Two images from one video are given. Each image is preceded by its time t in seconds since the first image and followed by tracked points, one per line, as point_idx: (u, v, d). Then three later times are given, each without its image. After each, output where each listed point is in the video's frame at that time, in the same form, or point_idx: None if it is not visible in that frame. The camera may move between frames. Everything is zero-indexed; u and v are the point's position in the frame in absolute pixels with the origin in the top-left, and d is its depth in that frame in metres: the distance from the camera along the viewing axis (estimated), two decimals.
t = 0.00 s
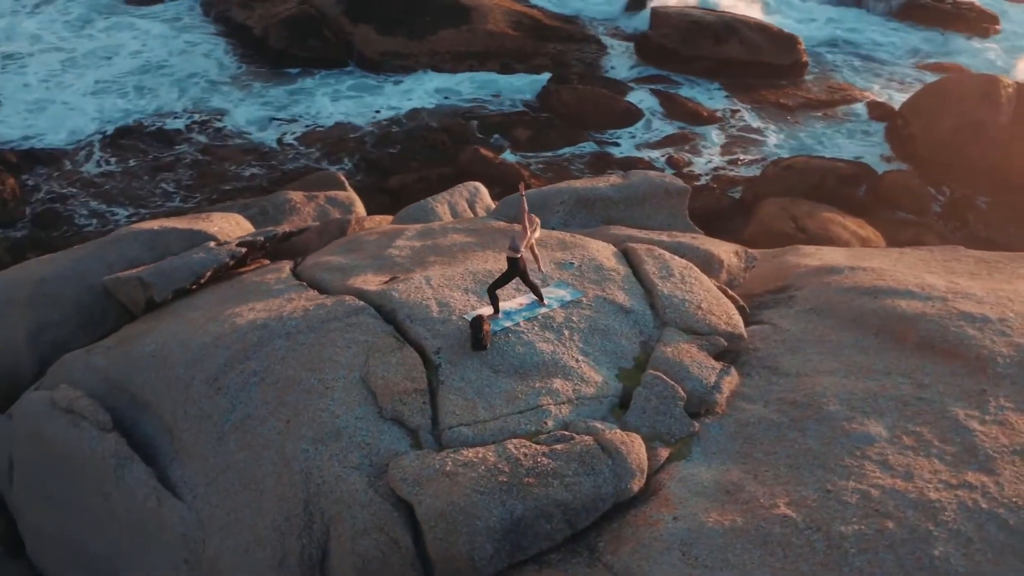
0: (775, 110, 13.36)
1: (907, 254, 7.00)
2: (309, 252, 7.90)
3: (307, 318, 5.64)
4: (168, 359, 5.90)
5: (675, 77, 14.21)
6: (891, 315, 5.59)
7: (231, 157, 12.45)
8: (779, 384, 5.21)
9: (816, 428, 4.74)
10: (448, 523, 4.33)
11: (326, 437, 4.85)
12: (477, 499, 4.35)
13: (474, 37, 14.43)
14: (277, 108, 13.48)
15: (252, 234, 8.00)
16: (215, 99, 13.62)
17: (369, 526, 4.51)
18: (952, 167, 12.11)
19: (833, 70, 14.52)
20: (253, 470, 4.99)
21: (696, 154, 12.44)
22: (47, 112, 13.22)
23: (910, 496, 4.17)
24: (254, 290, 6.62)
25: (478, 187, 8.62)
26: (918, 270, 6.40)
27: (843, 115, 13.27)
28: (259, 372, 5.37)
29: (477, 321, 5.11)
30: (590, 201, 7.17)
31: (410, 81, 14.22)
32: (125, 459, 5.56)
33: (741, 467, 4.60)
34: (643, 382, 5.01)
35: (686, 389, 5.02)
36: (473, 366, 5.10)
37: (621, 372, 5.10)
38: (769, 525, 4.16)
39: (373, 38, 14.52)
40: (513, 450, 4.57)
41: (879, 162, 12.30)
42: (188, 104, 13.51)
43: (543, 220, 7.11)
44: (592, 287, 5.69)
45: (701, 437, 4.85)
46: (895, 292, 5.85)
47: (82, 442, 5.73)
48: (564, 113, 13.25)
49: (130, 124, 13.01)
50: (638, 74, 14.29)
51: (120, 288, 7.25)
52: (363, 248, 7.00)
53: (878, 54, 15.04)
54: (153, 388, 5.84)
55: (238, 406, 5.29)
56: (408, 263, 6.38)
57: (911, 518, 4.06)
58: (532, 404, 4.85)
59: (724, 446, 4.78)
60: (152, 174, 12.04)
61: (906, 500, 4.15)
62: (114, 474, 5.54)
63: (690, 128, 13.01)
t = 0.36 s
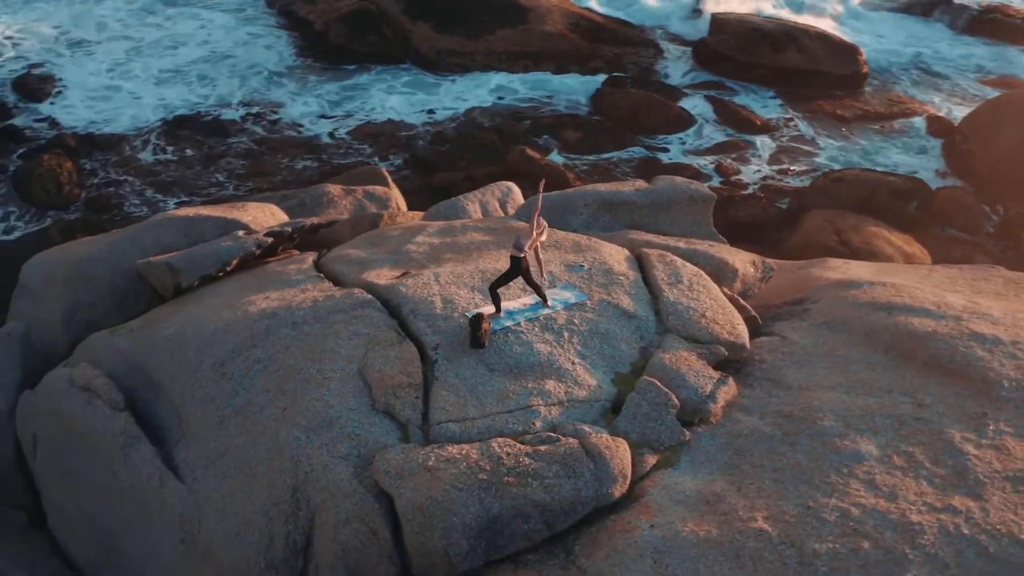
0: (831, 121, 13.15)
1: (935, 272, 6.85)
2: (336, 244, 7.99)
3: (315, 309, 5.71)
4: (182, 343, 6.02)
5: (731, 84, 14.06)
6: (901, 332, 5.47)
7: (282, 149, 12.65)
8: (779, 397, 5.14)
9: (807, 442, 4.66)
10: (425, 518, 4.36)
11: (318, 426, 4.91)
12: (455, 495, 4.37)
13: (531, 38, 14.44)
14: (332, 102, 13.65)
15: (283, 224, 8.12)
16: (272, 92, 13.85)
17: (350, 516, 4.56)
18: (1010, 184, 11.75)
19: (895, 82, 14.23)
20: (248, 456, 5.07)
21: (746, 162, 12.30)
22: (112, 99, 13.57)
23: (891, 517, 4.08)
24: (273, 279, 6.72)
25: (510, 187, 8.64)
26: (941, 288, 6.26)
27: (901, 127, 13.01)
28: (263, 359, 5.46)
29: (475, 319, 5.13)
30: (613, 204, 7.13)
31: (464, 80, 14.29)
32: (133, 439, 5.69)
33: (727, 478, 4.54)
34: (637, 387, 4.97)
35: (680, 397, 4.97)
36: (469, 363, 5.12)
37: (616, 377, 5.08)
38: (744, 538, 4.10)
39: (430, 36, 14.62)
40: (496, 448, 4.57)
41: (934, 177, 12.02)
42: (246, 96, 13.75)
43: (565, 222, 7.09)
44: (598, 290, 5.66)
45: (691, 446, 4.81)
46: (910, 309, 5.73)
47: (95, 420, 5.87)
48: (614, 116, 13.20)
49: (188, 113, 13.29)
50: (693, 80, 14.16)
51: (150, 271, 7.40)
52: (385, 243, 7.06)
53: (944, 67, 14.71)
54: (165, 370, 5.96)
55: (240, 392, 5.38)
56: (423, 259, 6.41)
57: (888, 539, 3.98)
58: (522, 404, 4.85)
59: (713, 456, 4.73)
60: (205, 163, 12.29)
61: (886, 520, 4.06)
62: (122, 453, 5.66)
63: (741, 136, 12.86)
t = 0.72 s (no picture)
0: (888, 134, 12.87)
1: (962, 291, 6.69)
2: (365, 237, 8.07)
3: (324, 300, 5.78)
4: (198, 328, 6.15)
5: (788, 93, 13.86)
6: (910, 350, 5.36)
7: (333, 143, 12.81)
8: (777, 411, 5.07)
9: (796, 457, 4.60)
10: (404, 511, 4.40)
11: (313, 415, 4.98)
12: (434, 490, 4.39)
13: (588, 40, 14.39)
14: (386, 98, 13.78)
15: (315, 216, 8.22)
16: (329, 86, 14.03)
17: (334, 506, 4.61)
18: None
19: (959, 96, 13.90)
20: (246, 441, 5.16)
21: (796, 172, 12.11)
22: (173, 88, 13.88)
23: (869, 537, 4.00)
24: (294, 270, 6.82)
25: (543, 187, 8.64)
26: (962, 308, 6.11)
27: (961, 142, 12.68)
28: (269, 347, 5.54)
29: (476, 318, 5.14)
30: (637, 209, 7.09)
31: (519, 80, 14.31)
32: (143, 419, 5.81)
33: (710, 489, 4.50)
34: (630, 393, 4.94)
35: (674, 405, 4.93)
36: (466, 361, 5.14)
37: (612, 381, 5.06)
38: (717, 550, 4.06)
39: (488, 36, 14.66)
40: (481, 446, 4.59)
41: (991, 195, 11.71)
42: (303, 89, 13.96)
43: (589, 225, 7.08)
44: (605, 294, 5.64)
45: (680, 455, 4.76)
46: (924, 327, 5.60)
47: (109, 398, 6.01)
48: (666, 121, 13.09)
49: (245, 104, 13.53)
50: (750, 88, 13.99)
51: (182, 257, 7.57)
52: (407, 238, 7.12)
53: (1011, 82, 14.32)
54: (180, 354, 6.09)
55: (245, 378, 5.47)
56: (440, 256, 6.45)
57: (862, 559, 3.90)
58: (514, 404, 4.86)
59: (702, 466, 4.68)
60: (258, 154, 12.50)
61: (863, 541, 3.98)
62: (132, 432, 5.79)
63: (794, 145, 12.66)
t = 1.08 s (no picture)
0: (940, 147, 12.60)
1: (985, 309, 6.54)
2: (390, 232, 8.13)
3: (333, 292, 5.84)
4: (212, 315, 6.25)
5: (839, 102, 13.65)
6: (917, 366, 5.26)
7: (378, 138, 12.92)
8: (773, 422, 5.00)
9: (785, 468, 4.54)
10: (386, 503, 4.44)
11: (309, 405, 5.04)
12: (417, 484, 4.42)
13: (638, 43, 14.32)
14: (433, 95, 13.86)
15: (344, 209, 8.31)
16: (378, 81, 14.15)
17: (321, 494, 4.66)
18: None
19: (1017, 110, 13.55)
20: (245, 428, 5.24)
21: (841, 182, 11.90)
22: (226, 79, 14.11)
23: (845, 554, 3.94)
24: (313, 262, 6.90)
25: (571, 189, 8.62)
26: (980, 326, 5.98)
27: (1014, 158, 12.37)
28: (275, 337, 5.62)
29: (475, 315, 5.15)
30: (659, 213, 7.04)
31: (568, 81, 14.27)
32: (153, 402, 5.93)
33: (695, 497, 4.46)
34: (624, 396, 4.92)
35: (667, 411, 4.89)
36: (464, 357, 5.15)
37: (607, 384, 5.05)
38: (691, 557, 4.02)
39: (539, 36, 14.66)
40: (467, 443, 4.60)
41: None
42: (352, 83, 14.10)
43: (609, 228, 7.05)
44: (611, 297, 5.61)
45: (669, 461, 4.73)
46: (935, 343, 5.49)
47: (123, 379, 6.14)
48: (713, 126, 12.93)
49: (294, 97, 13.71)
50: (800, 96, 13.80)
51: (211, 244, 7.72)
52: (426, 234, 7.16)
53: None
54: (194, 340, 6.20)
55: (249, 365, 5.55)
56: (455, 254, 6.48)
57: None
58: (506, 402, 4.87)
59: (690, 473, 4.65)
60: (303, 147, 12.66)
61: (839, 558, 3.92)
62: (142, 414, 5.91)
63: (841, 155, 12.44)
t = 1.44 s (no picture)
0: (999, 163, 12.29)
1: (1011, 329, 6.36)
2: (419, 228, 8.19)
3: (344, 283, 5.91)
4: (230, 302, 6.37)
5: (898, 113, 13.38)
6: (924, 385, 5.14)
7: (428, 134, 13.01)
8: (768, 434, 4.94)
9: (771, 481, 4.48)
10: (368, 495, 4.49)
11: (307, 393, 5.11)
12: (399, 477, 4.46)
13: (696, 47, 14.20)
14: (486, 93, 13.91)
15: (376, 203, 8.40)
16: (433, 77, 14.24)
17: (309, 482, 4.73)
18: None
19: None
20: (247, 413, 5.33)
21: (893, 195, 11.66)
22: (284, 71, 14.34)
23: (817, 571, 3.88)
24: (335, 253, 6.99)
25: (604, 192, 8.56)
26: (1000, 347, 5.82)
27: None
28: (284, 325, 5.70)
29: (476, 312, 5.17)
30: (682, 219, 6.98)
31: (622, 84, 14.19)
32: (166, 383, 6.06)
33: (677, 505, 4.43)
34: (616, 401, 4.90)
35: (659, 417, 4.86)
36: (462, 354, 5.18)
37: (602, 388, 5.04)
38: (661, 565, 3.99)
39: (596, 37, 14.63)
40: (453, 439, 4.63)
41: None
42: (407, 79, 14.21)
43: (632, 232, 7.01)
44: (617, 301, 5.59)
45: (656, 468, 4.70)
46: (946, 362, 5.36)
47: (142, 360, 6.29)
48: (765, 133, 12.77)
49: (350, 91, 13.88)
50: (859, 106, 13.55)
51: (244, 233, 7.86)
52: (450, 231, 7.20)
53: None
54: (211, 325, 6.32)
55: (257, 352, 5.65)
56: (472, 251, 6.51)
57: None
58: (497, 400, 4.88)
59: (676, 481, 4.62)
60: (354, 141, 12.81)
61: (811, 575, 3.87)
62: (156, 395, 6.05)
63: (895, 167, 12.20)
